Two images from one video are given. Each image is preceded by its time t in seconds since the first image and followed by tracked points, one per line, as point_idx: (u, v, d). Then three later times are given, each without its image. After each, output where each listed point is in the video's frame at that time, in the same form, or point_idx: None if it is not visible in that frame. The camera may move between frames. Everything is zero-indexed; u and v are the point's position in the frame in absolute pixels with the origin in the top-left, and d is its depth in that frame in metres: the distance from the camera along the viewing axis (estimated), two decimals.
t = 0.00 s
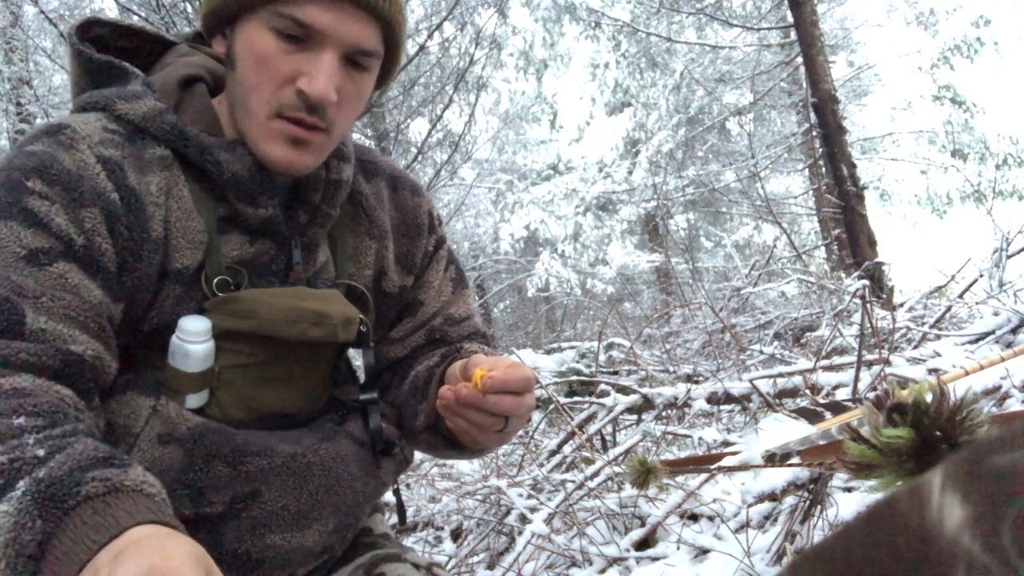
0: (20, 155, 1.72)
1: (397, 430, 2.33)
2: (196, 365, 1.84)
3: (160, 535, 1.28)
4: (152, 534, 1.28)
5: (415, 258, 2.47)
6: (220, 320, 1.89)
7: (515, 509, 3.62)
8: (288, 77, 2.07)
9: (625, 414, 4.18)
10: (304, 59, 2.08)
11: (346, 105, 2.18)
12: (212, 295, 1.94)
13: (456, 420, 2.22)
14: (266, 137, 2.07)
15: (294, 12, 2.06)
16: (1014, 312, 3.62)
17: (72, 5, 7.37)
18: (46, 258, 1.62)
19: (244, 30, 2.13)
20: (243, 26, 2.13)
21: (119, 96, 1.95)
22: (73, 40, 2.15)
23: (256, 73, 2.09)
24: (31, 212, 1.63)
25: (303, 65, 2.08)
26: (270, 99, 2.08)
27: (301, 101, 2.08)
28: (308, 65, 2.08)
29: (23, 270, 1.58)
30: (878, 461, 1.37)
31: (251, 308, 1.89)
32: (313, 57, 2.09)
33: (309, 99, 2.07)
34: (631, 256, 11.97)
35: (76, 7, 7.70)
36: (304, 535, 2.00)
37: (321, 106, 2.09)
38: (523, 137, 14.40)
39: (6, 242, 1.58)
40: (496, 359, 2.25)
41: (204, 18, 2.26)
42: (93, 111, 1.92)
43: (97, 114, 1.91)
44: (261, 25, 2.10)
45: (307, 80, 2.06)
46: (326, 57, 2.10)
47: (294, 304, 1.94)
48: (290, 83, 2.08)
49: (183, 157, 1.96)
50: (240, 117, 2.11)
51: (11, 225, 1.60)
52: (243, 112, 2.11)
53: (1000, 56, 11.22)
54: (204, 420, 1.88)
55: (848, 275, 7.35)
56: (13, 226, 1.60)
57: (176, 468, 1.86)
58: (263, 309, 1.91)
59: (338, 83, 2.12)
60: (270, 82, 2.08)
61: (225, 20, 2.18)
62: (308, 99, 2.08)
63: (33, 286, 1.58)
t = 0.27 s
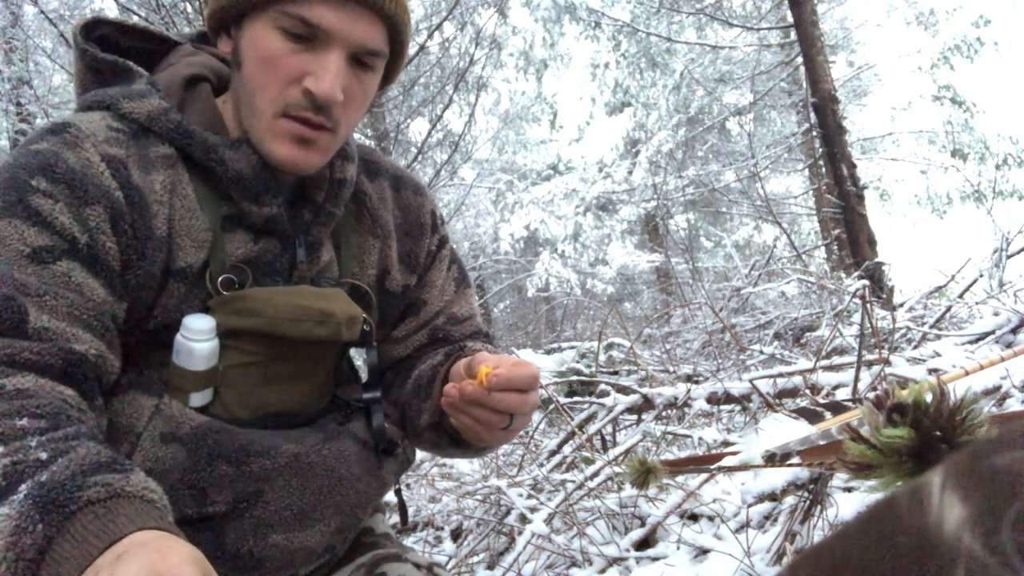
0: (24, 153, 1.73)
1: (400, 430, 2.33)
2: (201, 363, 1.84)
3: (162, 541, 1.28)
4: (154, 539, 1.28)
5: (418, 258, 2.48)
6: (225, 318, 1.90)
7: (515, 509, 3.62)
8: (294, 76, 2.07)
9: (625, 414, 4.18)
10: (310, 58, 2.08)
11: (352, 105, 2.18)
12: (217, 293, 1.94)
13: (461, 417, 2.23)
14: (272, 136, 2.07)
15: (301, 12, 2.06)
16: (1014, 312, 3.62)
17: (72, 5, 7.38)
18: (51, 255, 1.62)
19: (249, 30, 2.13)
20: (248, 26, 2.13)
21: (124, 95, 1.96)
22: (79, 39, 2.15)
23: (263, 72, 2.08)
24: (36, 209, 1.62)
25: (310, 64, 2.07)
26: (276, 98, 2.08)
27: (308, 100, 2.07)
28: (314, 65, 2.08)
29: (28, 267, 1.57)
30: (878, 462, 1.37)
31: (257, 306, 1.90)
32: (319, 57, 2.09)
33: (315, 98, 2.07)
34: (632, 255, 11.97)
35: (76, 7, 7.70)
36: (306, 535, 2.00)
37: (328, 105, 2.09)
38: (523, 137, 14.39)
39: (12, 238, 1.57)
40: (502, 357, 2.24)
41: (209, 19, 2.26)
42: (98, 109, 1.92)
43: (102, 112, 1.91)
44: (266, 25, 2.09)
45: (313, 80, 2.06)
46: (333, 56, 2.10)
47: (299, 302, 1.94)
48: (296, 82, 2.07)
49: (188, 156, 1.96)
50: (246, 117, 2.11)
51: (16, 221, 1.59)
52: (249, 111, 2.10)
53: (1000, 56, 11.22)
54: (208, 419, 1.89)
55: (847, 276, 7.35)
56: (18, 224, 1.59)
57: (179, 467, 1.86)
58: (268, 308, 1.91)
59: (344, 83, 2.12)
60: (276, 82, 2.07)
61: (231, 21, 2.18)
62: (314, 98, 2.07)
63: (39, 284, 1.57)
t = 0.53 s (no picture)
0: (25, 152, 1.73)
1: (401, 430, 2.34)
2: (203, 361, 1.84)
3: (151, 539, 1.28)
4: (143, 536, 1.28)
5: (419, 257, 2.47)
6: (227, 317, 1.89)
7: (515, 509, 3.62)
8: (299, 77, 2.07)
9: (625, 414, 4.17)
10: (315, 60, 2.08)
11: (356, 106, 2.18)
12: (219, 291, 1.94)
13: (462, 418, 2.23)
14: (276, 137, 2.07)
15: (307, 13, 2.06)
16: (1014, 312, 3.62)
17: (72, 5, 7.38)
18: (51, 254, 1.61)
19: (254, 30, 2.12)
20: (252, 26, 2.13)
21: (126, 95, 1.96)
22: (82, 39, 2.16)
23: (266, 72, 2.08)
24: (37, 209, 1.62)
25: (315, 66, 2.08)
26: (281, 99, 2.08)
27: (312, 102, 2.08)
28: (320, 67, 2.08)
29: (28, 266, 1.57)
30: (878, 462, 1.37)
31: (258, 305, 1.90)
32: (324, 59, 2.09)
33: (320, 100, 2.07)
34: (631, 256, 11.98)
35: (76, 7, 7.70)
36: (308, 535, 1.99)
37: (332, 107, 2.09)
38: (523, 137, 14.38)
39: (14, 238, 1.57)
40: (505, 359, 2.24)
41: (212, 20, 2.26)
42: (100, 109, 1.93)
43: (104, 111, 1.92)
44: (271, 26, 2.09)
45: (319, 82, 2.07)
46: (338, 58, 2.10)
47: (300, 301, 1.94)
48: (301, 83, 2.07)
49: (189, 154, 1.96)
50: (249, 117, 2.11)
51: (16, 220, 1.59)
52: (253, 111, 2.10)
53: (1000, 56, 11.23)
54: (209, 418, 1.89)
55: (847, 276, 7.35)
56: (18, 223, 1.59)
57: (180, 467, 1.86)
58: (270, 306, 1.91)
59: (348, 85, 2.13)
60: (281, 83, 2.07)
61: (234, 21, 2.18)
62: (319, 100, 2.08)
63: (40, 285, 1.57)
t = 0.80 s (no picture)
0: (24, 155, 1.73)
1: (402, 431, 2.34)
2: (203, 362, 1.84)
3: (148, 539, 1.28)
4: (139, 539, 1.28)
5: (420, 258, 2.48)
6: (227, 318, 1.89)
7: (515, 509, 3.62)
8: (303, 80, 2.07)
9: (625, 414, 4.18)
10: (319, 64, 2.08)
11: (359, 109, 2.18)
12: (219, 292, 1.95)
13: (462, 421, 2.23)
14: (278, 140, 2.08)
15: (310, 16, 2.06)
16: (1014, 312, 3.62)
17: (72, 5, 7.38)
18: (49, 259, 1.62)
19: (257, 32, 2.12)
20: (256, 27, 2.12)
21: (128, 95, 1.97)
22: (83, 39, 2.16)
23: (270, 75, 2.08)
24: (35, 214, 1.63)
25: (318, 69, 2.07)
26: (284, 102, 2.08)
27: (316, 106, 2.08)
28: (324, 71, 2.08)
29: (26, 271, 1.57)
30: (878, 462, 1.37)
31: (259, 306, 1.90)
32: (328, 62, 2.09)
33: (323, 104, 2.07)
34: (632, 256, 11.98)
35: (76, 7, 7.71)
36: (309, 535, 1.99)
37: (336, 111, 2.09)
38: (523, 137, 14.36)
39: (11, 244, 1.58)
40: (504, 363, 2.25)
41: (214, 21, 2.26)
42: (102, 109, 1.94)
43: (105, 112, 1.92)
44: (275, 28, 2.09)
45: (323, 86, 2.06)
46: (341, 61, 2.10)
47: (301, 301, 1.94)
48: (305, 86, 2.07)
49: (190, 155, 1.97)
50: (252, 119, 2.11)
51: (15, 226, 1.60)
52: (256, 114, 2.10)
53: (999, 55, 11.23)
54: (209, 418, 1.89)
55: (847, 276, 7.35)
56: (17, 227, 1.60)
57: (181, 467, 1.86)
58: (270, 307, 1.91)
59: (352, 89, 2.12)
60: (284, 85, 2.07)
61: (236, 23, 2.18)
62: (322, 103, 2.08)
63: (38, 290, 1.57)
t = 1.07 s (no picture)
0: (21, 155, 1.71)
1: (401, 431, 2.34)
2: (201, 363, 1.83)
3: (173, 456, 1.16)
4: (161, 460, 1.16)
5: (419, 258, 2.49)
6: (225, 319, 1.89)
7: (515, 509, 3.62)
8: (310, 86, 2.07)
9: (625, 414, 4.18)
10: (328, 70, 2.07)
11: (366, 112, 2.19)
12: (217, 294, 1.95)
13: (449, 424, 2.23)
14: (289, 146, 2.10)
15: (318, 22, 2.05)
16: (1014, 313, 3.62)
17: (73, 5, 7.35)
18: (50, 265, 1.60)
19: (262, 38, 2.11)
20: (260, 33, 2.11)
21: (126, 96, 1.98)
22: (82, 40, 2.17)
23: (279, 82, 2.08)
24: (35, 218, 1.61)
25: (327, 75, 2.07)
26: (294, 108, 2.08)
27: (326, 111, 2.08)
28: (333, 76, 2.07)
29: (28, 277, 1.56)
30: (878, 462, 1.37)
31: (259, 307, 1.90)
32: (335, 67, 2.08)
33: (334, 110, 2.08)
34: (632, 256, 11.99)
35: (76, 7, 7.71)
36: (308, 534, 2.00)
37: (346, 116, 2.10)
38: (523, 137, 14.34)
39: (12, 249, 1.55)
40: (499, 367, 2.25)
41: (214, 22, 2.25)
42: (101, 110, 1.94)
43: (104, 112, 1.93)
44: (281, 34, 2.08)
45: (333, 92, 2.06)
46: (349, 66, 2.09)
47: (298, 302, 1.94)
48: (313, 93, 2.07)
49: (189, 156, 1.98)
50: (260, 125, 2.11)
51: (15, 229, 1.58)
52: (264, 119, 2.11)
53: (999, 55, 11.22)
54: (209, 419, 1.89)
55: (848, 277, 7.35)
56: (17, 231, 1.58)
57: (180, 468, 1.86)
58: (269, 306, 1.91)
59: (361, 92, 2.12)
60: (292, 91, 2.07)
61: (238, 28, 2.18)
62: (331, 109, 2.08)
63: (39, 296, 1.56)
